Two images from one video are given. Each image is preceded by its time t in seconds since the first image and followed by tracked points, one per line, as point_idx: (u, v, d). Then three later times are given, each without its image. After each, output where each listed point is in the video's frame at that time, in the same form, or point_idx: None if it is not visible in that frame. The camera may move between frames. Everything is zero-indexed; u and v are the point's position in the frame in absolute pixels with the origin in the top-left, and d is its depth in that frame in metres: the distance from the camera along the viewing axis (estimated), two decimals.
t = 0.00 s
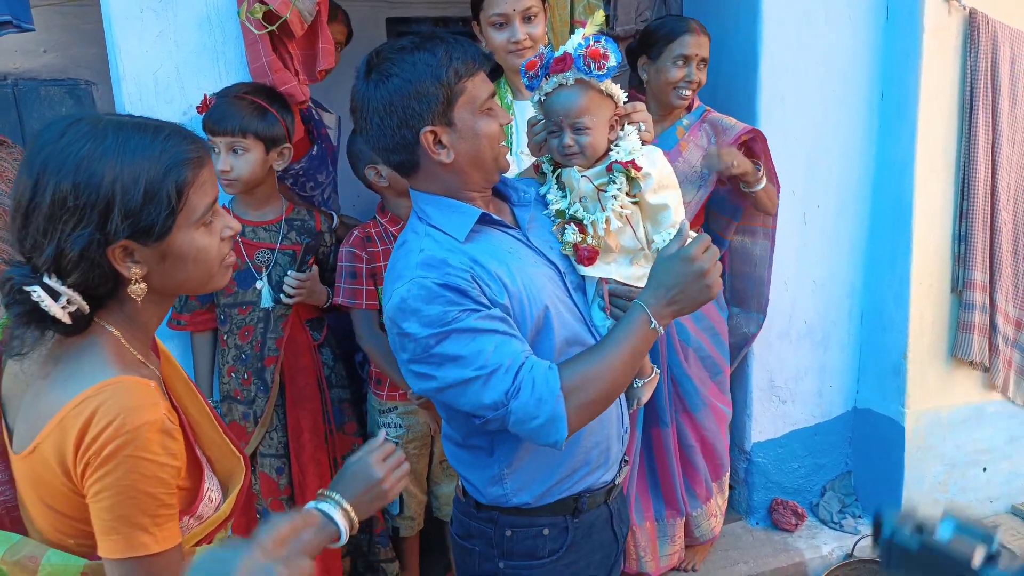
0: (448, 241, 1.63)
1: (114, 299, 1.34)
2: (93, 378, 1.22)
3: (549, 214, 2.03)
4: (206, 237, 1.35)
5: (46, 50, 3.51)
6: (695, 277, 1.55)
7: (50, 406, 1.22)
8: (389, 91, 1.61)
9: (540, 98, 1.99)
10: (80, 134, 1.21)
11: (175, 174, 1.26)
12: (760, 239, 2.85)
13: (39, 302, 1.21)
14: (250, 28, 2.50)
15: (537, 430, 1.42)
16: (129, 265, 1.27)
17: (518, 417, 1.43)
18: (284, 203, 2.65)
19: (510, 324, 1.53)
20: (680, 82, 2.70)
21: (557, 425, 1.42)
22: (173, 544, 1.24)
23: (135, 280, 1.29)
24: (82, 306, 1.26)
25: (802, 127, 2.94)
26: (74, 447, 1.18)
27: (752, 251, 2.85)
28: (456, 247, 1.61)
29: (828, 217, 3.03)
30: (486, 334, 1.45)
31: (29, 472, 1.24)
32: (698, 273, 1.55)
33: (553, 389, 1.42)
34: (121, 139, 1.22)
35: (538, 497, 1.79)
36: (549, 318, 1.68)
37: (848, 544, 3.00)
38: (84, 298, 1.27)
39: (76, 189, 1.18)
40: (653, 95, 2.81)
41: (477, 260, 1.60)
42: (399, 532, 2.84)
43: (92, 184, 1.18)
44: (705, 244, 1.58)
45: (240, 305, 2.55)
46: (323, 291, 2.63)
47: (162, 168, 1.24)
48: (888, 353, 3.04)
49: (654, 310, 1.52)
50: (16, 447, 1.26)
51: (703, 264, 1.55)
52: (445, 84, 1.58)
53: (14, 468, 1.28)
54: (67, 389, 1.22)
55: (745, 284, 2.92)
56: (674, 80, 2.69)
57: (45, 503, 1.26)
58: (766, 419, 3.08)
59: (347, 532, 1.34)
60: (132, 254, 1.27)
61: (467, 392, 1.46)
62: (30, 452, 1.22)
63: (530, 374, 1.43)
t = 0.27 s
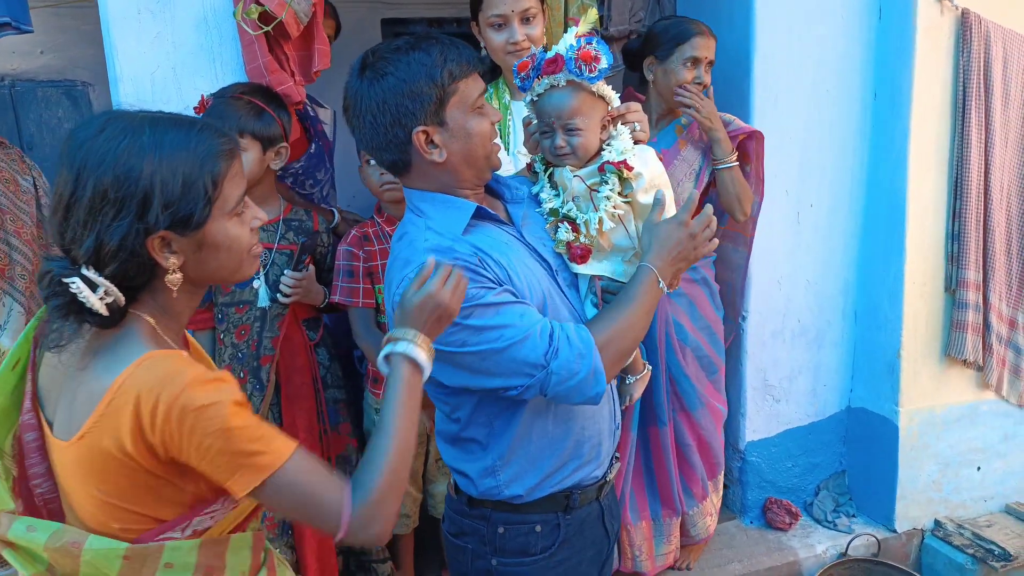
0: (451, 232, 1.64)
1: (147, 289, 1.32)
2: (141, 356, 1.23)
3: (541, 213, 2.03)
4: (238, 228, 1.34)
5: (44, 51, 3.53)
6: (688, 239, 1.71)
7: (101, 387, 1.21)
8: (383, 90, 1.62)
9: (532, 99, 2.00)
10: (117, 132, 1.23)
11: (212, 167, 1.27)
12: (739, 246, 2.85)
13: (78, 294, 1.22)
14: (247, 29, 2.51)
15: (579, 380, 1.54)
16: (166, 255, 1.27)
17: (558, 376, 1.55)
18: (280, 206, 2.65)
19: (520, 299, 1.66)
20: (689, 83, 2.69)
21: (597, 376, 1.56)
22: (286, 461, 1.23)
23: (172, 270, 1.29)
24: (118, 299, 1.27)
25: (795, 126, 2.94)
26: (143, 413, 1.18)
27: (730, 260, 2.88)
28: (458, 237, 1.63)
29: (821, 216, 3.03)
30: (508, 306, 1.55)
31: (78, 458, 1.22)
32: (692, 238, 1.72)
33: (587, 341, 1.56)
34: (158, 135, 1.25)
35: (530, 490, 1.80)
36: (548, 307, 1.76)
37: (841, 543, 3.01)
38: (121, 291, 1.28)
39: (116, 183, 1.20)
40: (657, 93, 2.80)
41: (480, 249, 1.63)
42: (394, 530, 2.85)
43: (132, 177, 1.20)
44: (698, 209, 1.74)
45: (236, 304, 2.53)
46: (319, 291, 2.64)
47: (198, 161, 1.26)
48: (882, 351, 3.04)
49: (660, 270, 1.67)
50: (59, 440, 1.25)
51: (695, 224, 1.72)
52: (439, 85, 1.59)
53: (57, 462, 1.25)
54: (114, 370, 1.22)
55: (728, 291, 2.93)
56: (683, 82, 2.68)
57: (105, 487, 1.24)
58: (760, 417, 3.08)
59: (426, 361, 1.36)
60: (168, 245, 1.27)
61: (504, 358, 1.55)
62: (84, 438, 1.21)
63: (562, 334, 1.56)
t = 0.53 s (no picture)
0: (449, 234, 1.65)
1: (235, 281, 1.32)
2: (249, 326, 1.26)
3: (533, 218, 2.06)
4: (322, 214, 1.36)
5: (40, 58, 3.55)
6: (667, 235, 1.83)
7: (223, 368, 1.24)
8: (384, 92, 1.62)
9: (523, 105, 1.98)
10: (206, 124, 1.24)
11: (299, 157, 1.28)
12: (728, 253, 2.86)
13: (178, 286, 1.22)
14: (247, 36, 2.53)
15: (589, 372, 1.56)
16: (258, 244, 1.29)
17: (569, 368, 1.56)
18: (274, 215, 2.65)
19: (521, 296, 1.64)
20: (687, 88, 2.70)
21: (607, 366, 1.59)
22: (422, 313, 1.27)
23: (263, 258, 1.31)
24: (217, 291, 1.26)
25: (788, 129, 2.95)
26: (281, 370, 1.23)
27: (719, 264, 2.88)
28: (458, 238, 1.65)
29: (814, 219, 3.04)
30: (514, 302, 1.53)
31: (217, 445, 1.25)
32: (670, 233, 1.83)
33: (595, 334, 1.59)
34: (248, 125, 1.25)
35: (526, 492, 1.80)
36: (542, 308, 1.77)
37: (836, 546, 3.00)
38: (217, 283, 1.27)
39: (213, 175, 1.21)
40: (654, 97, 2.79)
41: (480, 251, 1.65)
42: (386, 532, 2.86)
43: (230, 169, 1.21)
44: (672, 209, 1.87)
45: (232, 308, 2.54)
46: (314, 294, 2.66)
47: (288, 151, 1.27)
48: (875, 353, 3.04)
49: (649, 263, 1.76)
50: (177, 438, 1.26)
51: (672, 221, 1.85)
52: (438, 86, 1.60)
53: (180, 459, 1.27)
54: (228, 348, 1.24)
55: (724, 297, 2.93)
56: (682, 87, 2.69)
57: (243, 458, 1.28)
58: (754, 420, 3.08)
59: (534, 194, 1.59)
60: (259, 234, 1.28)
61: (515, 353, 1.51)
62: (218, 421, 1.24)
63: (570, 327, 1.58)
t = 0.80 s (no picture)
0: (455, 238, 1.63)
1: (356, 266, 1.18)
2: (385, 298, 1.16)
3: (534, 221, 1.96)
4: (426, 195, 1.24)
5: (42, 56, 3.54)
6: (666, 240, 1.86)
7: (368, 344, 1.13)
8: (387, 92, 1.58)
9: (525, 107, 1.96)
10: (318, 104, 1.11)
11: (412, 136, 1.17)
12: (738, 256, 2.84)
13: (312, 269, 1.07)
14: (250, 36, 2.52)
15: (599, 376, 1.55)
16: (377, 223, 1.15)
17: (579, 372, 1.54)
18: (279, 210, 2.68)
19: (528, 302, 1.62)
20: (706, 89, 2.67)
21: (617, 370, 1.57)
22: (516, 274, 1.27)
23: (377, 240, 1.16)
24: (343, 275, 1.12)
25: (794, 130, 2.94)
26: (427, 341, 1.15)
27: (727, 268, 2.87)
28: (464, 242, 1.62)
29: (819, 221, 3.03)
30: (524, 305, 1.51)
31: (364, 425, 1.13)
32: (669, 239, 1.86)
33: (605, 338, 1.57)
34: (361, 103, 1.13)
35: (532, 497, 1.79)
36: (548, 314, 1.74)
37: (840, 549, 2.99)
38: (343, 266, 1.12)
39: (338, 154, 1.08)
40: (667, 99, 2.78)
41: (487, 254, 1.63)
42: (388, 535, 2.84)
43: (354, 148, 1.09)
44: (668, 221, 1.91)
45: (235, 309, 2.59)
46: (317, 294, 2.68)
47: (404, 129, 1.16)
48: (881, 357, 3.03)
49: (649, 268, 1.76)
50: (316, 426, 1.11)
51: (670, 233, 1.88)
52: (444, 86, 1.58)
53: (313, 453, 1.12)
54: (368, 322, 1.13)
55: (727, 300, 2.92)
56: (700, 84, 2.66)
57: (384, 443, 1.15)
58: (759, 422, 3.07)
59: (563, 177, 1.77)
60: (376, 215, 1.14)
61: (526, 358, 1.50)
62: (365, 400, 1.12)
63: (580, 331, 1.57)
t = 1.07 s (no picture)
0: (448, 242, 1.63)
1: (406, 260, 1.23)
2: (443, 297, 1.21)
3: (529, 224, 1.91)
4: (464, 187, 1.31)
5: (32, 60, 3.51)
6: (659, 239, 1.86)
7: (432, 341, 1.18)
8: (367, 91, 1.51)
9: (515, 107, 1.95)
10: (373, 99, 1.16)
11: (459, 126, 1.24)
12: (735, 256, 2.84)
13: (385, 264, 1.09)
14: (237, 37, 2.49)
15: (595, 377, 1.54)
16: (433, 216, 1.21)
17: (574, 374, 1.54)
18: (274, 211, 2.66)
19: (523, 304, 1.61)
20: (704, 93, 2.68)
21: (611, 372, 1.56)
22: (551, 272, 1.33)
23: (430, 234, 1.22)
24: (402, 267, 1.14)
25: (788, 131, 2.95)
26: (484, 335, 1.21)
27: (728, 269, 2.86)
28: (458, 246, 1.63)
29: (814, 221, 3.04)
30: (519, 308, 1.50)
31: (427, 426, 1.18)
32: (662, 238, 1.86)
33: (600, 339, 1.57)
34: (413, 96, 1.19)
35: (528, 501, 1.77)
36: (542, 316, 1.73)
37: (837, 548, 3.00)
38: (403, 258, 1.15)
39: (405, 144, 1.13)
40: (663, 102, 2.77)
41: (482, 257, 1.62)
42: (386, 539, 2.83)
43: (417, 138, 1.15)
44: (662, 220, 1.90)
45: (228, 313, 2.57)
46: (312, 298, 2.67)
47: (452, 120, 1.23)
48: (876, 356, 3.05)
49: (642, 268, 1.76)
50: (387, 426, 1.16)
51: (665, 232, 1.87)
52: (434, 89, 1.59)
53: (379, 452, 1.17)
54: (431, 320, 1.18)
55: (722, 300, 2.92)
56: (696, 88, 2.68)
57: (445, 441, 1.21)
58: (755, 422, 3.08)
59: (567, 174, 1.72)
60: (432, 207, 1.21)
61: (520, 360, 1.50)
62: (432, 397, 1.17)
63: (575, 332, 1.56)
